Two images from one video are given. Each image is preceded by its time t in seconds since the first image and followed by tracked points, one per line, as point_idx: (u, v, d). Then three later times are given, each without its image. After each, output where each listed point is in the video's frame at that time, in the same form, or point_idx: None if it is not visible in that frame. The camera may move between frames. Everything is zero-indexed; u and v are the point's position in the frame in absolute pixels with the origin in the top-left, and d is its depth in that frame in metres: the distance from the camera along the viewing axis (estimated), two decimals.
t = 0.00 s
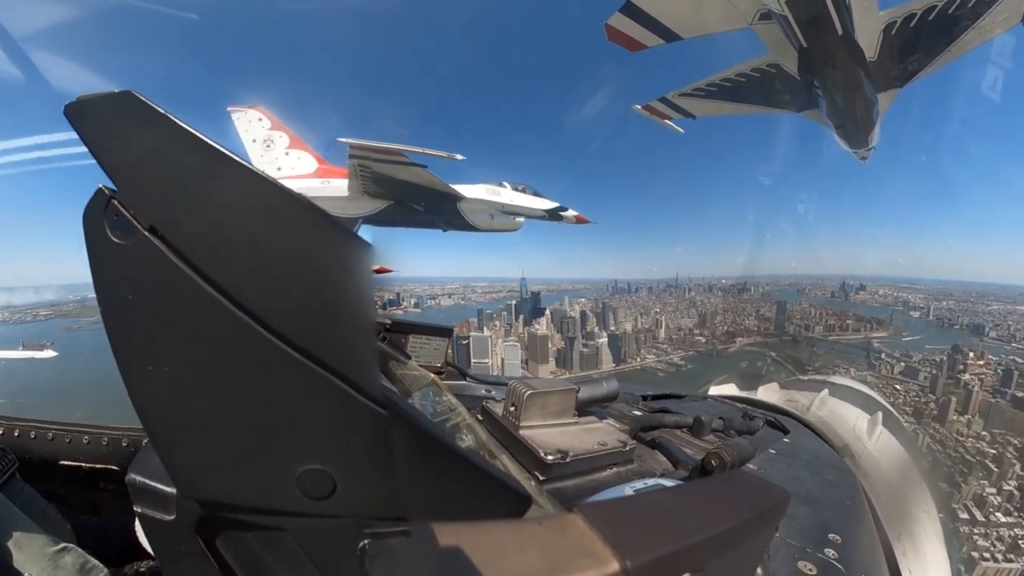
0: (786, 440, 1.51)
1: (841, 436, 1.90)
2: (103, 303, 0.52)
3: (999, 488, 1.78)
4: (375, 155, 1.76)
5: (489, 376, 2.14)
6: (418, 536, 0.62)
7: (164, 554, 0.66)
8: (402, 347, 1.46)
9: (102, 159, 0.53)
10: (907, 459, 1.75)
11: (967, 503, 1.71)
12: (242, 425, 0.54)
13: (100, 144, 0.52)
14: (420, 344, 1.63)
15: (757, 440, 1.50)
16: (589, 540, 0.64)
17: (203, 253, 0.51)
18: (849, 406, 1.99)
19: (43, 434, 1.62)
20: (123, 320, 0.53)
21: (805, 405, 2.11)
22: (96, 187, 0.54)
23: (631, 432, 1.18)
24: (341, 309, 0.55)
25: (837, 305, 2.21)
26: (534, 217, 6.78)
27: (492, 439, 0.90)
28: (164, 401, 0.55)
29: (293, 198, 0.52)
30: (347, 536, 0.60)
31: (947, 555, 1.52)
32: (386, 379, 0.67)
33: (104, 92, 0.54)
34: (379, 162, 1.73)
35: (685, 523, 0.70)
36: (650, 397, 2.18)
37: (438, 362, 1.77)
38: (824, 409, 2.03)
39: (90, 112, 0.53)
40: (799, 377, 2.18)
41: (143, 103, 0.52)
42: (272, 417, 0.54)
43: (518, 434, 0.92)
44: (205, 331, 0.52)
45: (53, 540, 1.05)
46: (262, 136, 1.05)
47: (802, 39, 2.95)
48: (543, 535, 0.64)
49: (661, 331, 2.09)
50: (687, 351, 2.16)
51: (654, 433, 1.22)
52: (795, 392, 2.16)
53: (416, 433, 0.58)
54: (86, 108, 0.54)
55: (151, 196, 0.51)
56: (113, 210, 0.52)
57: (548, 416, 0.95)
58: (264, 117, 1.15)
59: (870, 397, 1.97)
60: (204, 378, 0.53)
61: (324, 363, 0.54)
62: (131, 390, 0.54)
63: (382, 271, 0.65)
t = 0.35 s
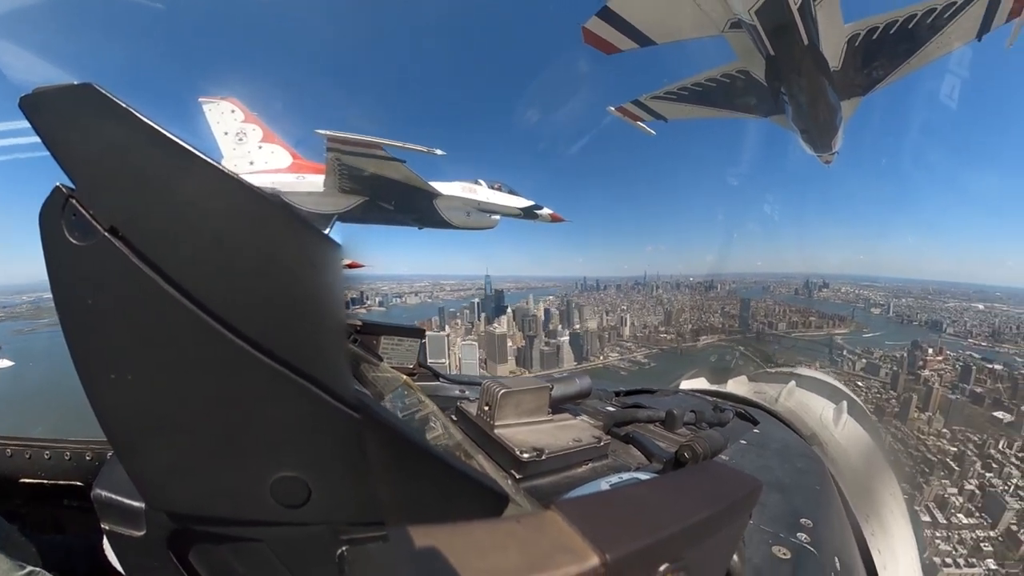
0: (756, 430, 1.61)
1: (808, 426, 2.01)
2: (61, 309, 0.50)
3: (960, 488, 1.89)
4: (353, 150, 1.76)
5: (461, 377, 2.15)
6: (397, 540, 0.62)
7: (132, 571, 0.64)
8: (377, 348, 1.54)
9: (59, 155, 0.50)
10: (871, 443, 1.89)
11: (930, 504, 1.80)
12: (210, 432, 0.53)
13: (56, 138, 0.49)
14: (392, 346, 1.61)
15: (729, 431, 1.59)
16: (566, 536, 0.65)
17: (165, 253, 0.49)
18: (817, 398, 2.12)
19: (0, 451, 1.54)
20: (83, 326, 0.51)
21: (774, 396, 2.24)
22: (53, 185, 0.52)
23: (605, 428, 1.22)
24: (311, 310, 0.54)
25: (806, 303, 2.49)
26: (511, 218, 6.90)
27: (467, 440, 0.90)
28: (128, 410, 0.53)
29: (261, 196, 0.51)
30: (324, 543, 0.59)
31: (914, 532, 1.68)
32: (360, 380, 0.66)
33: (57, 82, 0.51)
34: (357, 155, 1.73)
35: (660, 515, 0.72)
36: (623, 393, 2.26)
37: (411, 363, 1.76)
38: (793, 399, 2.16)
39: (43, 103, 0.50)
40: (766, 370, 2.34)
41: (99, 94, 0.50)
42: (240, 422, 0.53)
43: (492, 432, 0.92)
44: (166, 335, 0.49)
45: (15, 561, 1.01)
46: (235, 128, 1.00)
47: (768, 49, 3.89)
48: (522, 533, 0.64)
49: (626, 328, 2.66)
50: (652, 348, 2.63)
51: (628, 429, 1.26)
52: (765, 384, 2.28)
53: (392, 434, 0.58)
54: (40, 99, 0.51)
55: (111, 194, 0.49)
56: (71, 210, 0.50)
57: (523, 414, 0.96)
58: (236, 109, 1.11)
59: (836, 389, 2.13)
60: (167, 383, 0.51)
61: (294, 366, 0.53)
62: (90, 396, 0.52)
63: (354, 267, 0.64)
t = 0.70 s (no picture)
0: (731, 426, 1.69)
1: (784, 421, 2.18)
2: (30, 309, 0.49)
3: (932, 492, 2.03)
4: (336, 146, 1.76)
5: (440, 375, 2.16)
6: (378, 542, 0.62)
7: None
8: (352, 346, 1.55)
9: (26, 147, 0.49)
10: (843, 438, 2.04)
11: (901, 510, 1.93)
12: (183, 435, 0.52)
13: (21, 128, 0.48)
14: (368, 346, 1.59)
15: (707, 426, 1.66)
16: (546, 534, 0.65)
17: (136, 251, 0.48)
18: (790, 394, 2.32)
19: None
20: (53, 326, 0.50)
21: (749, 393, 2.42)
22: (19, 178, 0.50)
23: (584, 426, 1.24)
24: (288, 310, 0.53)
25: (777, 301, 2.65)
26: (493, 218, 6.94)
27: (447, 439, 0.90)
28: (99, 412, 0.51)
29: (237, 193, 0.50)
30: (303, 547, 0.59)
31: (883, 521, 1.78)
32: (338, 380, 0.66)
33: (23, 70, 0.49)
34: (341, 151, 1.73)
35: (638, 511, 0.73)
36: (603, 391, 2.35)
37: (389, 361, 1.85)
38: (767, 397, 2.33)
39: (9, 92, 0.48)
40: (743, 368, 2.55)
41: (66, 84, 0.48)
42: (211, 423, 0.51)
43: (472, 431, 0.93)
44: (137, 334, 0.48)
45: None
46: (214, 120, 1.00)
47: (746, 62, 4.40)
48: (502, 531, 0.65)
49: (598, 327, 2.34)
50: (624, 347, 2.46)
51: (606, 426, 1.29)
52: (741, 381, 2.48)
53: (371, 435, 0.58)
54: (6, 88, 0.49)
55: (80, 189, 0.48)
56: (38, 204, 0.49)
57: (501, 412, 0.98)
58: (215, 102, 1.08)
59: (810, 386, 2.31)
60: (135, 383, 0.50)
61: (267, 366, 0.52)
62: (58, 394, 0.51)
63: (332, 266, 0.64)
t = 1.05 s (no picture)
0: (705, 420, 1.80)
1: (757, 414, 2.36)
2: None
3: (908, 500, 1.95)
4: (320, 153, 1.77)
5: (416, 370, 2.38)
6: (357, 537, 0.62)
7: None
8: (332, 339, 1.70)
9: None
10: (814, 432, 2.16)
11: (876, 521, 1.88)
12: (154, 431, 0.50)
13: None
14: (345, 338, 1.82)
15: (681, 420, 1.76)
16: (524, 526, 0.67)
17: (108, 242, 0.47)
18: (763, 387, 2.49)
19: None
20: (15, 317, 0.48)
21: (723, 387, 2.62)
22: None
23: (563, 420, 1.31)
24: (263, 302, 0.53)
25: (750, 299, 2.80)
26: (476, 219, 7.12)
27: (426, 434, 0.92)
28: (69, 407, 0.50)
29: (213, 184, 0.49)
30: (282, 544, 0.59)
31: (853, 513, 1.87)
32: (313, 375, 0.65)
33: None
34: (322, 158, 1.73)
35: (615, 504, 0.75)
36: (578, 384, 2.60)
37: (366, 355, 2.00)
38: (740, 390, 2.53)
39: None
40: (715, 362, 2.70)
41: (33, 62, 0.46)
42: (182, 418, 0.51)
43: (451, 425, 0.95)
44: (105, 326, 0.47)
45: None
46: (190, 121, 0.93)
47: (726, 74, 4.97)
48: (481, 524, 0.66)
49: (569, 327, 2.64)
50: (596, 346, 2.76)
51: (583, 420, 1.37)
52: (715, 376, 2.67)
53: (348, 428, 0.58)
54: None
55: (49, 175, 0.46)
56: (4, 192, 0.47)
57: (479, 405, 1.02)
58: (192, 104, 1.05)
59: (782, 381, 2.44)
60: (107, 377, 0.49)
61: (243, 360, 0.51)
62: (24, 388, 0.50)
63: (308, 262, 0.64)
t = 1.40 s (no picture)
0: (688, 417, 1.86)
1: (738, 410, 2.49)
2: None
3: (892, 511, 2.09)
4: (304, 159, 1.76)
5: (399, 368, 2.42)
6: (341, 538, 0.62)
7: None
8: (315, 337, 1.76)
9: None
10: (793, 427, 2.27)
11: (860, 534, 1.99)
12: (134, 433, 0.50)
13: None
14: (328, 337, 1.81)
15: (664, 417, 1.81)
16: (510, 524, 0.67)
17: (87, 240, 0.46)
18: (741, 384, 2.62)
19: None
20: None
21: (705, 384, 2.75)
22: None
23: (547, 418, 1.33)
24: (246, 302, 0.53)
25: (733, 298, 2.88)
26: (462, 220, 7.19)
27: (409, 433, 0.92)
28: (45, 409, 0.49)
29: (196, 183, 0.49)
30: (265, 548, 0.59)
31: (832, 506, 1.95)
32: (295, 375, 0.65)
33: None
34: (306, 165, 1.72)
35: (600, 500, 0.76)
36: (560, 382, 2.65)
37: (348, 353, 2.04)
38: (721, 388, 2.66)
39: None
40: (697, 360, 2.80)
41: (9, 52, 0.45)
42: (160, 419, 0.50)
43: (434, 424, 0.96)
44: (76, 321, 0.46)
45: None
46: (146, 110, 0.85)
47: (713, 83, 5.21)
48: (466, 523, 0.67)
49: (548, 326, 2.43)
50: (575, 347, 2.61)
51: (567, 417, 1.39)
52: (695, 373, 2.82)
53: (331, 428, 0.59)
54: None
55: (21, 169, 0.45)
56: None
57: (463, 404, 1.02)
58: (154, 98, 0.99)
59: (763, 379, 2.55)
60: (84, 378, 0.48)
61: (222, 360, 0.51)
62: None
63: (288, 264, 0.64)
